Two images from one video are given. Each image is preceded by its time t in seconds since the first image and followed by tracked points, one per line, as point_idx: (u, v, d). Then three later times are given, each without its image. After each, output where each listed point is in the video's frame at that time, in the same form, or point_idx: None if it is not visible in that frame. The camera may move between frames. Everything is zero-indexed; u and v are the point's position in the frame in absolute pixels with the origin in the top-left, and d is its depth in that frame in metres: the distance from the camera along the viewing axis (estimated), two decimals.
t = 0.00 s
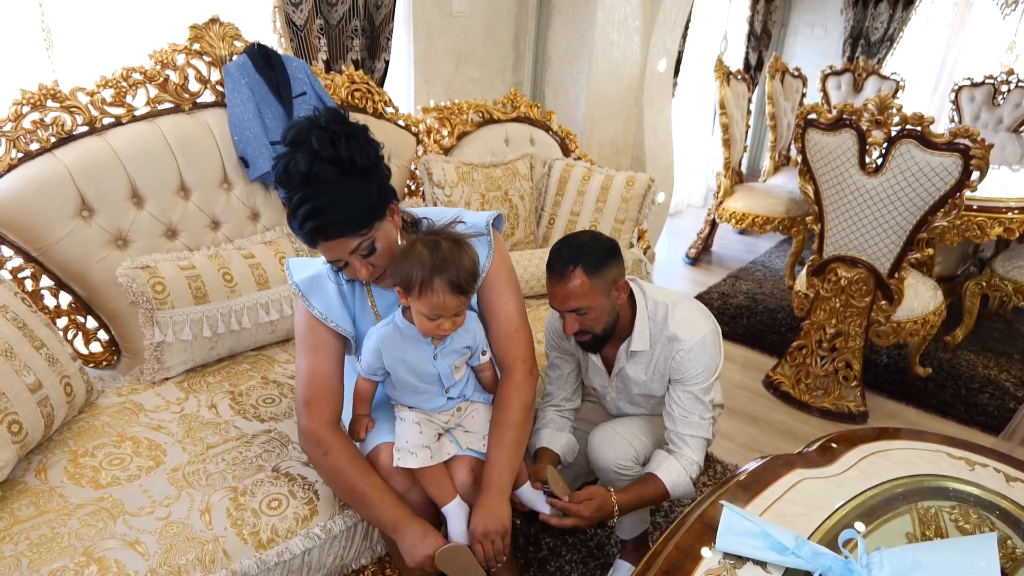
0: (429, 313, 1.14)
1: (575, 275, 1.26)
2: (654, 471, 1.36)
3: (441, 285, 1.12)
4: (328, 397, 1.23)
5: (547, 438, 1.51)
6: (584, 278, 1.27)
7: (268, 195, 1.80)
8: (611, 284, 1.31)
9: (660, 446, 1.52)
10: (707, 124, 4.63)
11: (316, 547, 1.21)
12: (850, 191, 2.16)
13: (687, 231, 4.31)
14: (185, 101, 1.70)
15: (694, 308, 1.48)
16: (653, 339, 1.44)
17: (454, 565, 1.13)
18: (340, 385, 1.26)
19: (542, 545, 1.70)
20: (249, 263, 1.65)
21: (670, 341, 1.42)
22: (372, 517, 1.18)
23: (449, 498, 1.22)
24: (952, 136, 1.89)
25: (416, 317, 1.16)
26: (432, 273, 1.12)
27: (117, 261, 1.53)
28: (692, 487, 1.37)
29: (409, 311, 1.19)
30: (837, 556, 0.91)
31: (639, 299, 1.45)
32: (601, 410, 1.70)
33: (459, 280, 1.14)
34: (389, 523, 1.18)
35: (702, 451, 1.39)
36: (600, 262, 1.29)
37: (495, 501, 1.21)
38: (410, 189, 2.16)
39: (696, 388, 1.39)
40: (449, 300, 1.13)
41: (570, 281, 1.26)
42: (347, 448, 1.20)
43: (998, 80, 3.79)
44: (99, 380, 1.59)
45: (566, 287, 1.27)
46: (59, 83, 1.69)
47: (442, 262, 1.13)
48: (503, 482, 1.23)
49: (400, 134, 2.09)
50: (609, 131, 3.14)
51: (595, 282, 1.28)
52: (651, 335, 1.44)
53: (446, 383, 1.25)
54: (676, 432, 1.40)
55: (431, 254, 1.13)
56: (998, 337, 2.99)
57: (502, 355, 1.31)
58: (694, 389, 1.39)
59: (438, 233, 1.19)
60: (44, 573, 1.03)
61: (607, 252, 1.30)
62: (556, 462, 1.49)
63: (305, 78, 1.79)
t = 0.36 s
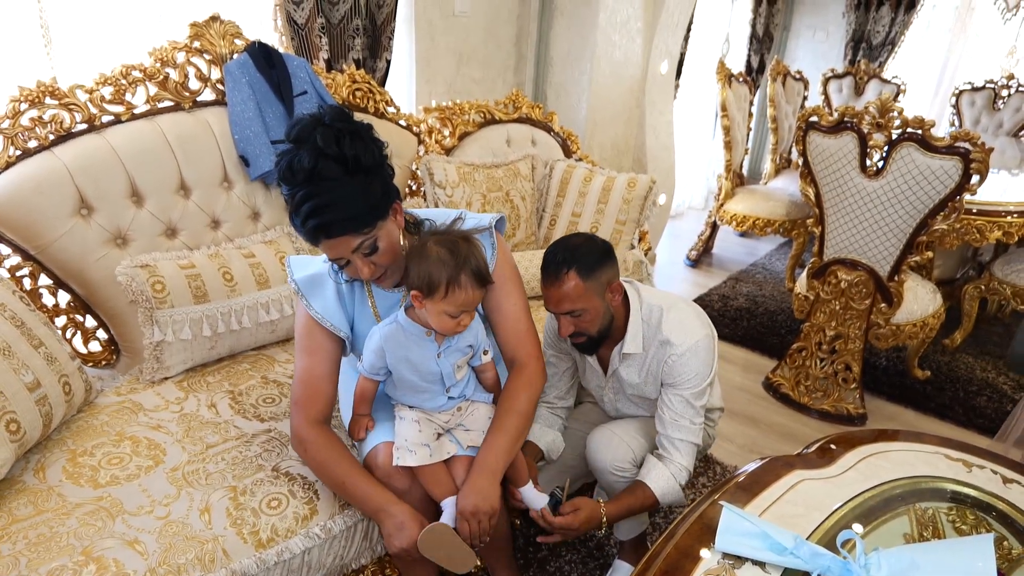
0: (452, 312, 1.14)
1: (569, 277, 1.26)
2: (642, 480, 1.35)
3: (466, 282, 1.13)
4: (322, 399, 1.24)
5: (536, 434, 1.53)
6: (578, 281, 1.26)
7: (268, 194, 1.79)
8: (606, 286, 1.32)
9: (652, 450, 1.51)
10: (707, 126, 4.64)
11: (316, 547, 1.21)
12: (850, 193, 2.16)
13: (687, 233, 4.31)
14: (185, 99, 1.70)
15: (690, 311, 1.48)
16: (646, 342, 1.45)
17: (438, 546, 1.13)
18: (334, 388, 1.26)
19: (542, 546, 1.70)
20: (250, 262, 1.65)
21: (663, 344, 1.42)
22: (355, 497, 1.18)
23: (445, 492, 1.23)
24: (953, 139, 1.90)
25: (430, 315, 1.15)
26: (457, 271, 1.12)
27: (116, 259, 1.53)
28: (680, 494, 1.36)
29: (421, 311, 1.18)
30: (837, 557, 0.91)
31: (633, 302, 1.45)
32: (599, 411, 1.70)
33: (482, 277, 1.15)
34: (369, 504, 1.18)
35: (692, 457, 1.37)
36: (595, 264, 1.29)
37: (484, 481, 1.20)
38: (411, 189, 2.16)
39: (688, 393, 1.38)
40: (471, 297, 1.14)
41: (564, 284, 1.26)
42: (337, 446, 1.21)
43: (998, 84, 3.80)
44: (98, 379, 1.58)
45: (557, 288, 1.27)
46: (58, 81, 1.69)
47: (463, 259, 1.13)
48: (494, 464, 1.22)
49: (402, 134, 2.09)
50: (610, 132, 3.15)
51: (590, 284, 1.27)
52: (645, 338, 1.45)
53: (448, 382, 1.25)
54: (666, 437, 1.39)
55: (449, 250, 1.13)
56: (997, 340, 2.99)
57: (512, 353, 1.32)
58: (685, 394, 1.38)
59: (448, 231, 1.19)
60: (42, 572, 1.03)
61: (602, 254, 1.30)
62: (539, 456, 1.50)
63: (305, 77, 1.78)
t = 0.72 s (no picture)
0: (452, 303, 1.14)
1: (573, 280, 1.26)
2: (640, 482, 1.35)
3: (464, 271, 1.13)
4: (311, 391, 1.25)
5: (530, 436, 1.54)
6: (582, 283, 1.26)
7: (268, 196, 1.80)
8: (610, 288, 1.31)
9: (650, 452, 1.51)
10: (707, 126, 4.63)
11: (316, 548, 1.21)
12: (850, 192, 2.16)
13: (687, 233, 4.31)
14: (185, 100, 1.70)
15: (688, 312, 1.48)
16: (645, 344, 1.45)
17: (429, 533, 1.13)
18: (323, 384, 1.27)
19: (542, 546, 1.70)
20: (249, 263, 1.65)
21: (662, 346, 1.42)
22: (347, 481, 1.19)
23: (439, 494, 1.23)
24: (953, 138, 1.90)
25: (431, 309, 1.15)
26: (452, 261, 1.13)
27: (116, 261, 1.53)
28: (679, 497, 1.35)
29: (421, 305, 1.17)
30: (837, 557, 0.91)
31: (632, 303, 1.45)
32: (598, 413, 1.70)
33: (480, 265, 1.15)
34: (358, 491, 1.19)
35: (691, 458, 1.37)
36: (599, 266, 1.28)
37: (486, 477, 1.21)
38: (410, 190, 2.16)
39: (687, 393, 1.38)
40: (471, 287, 1.14)
41: (568, 287, 1.26)
42: (322, 439, 1.22)
43: (998, 83, 3.80)
44: (98, 380, 1.58)
45: (559, 291, 1.27)
46: (58, 83, 1.69)
47: (460, 249, 1.14)
48: (497, 461, 1.22)
49: (401, 135, 2.09)
50: (610, 132, 3.15)
51: (595, 287, 1.27)
52: (644, 339, 1.45)
53: (446, 379, 1.24)
54: (665, 439, 1.38)
55: (445, 242, 1.14)
56: (998, 339, 2.99)
57: (512, 350, 1.31)
58: (684, 395, 1.39)
59: (447, 226, 1.19)
60: (42, 573, 1.03)
61: (605, 257, 1.30)
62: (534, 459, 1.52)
63: (304, 78, 1.79)
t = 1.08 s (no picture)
0: (414, 285, 1.14)
1: (579, 284, 1.26)
2: (634, 481, 1.35)
3: (425, 251, 1.13)
4: (320, 387, 1.25)
5: (537, 435, 1.53)
6: (587, 288, 1.26)
7: (267, 195, 1.80)
8: (613, 292, 1.30)
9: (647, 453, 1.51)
10: (708, 127, 4.63)
11: (314, 547, 1.21)
12: (851, 194, 2.16)
13: (687, 234, 4.31)
14: (186, 100, 1.70)
15: (691, 317, 1.48)
16: (648, 347, 1.44)
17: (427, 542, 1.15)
18: (331, 377, 1.27)
19: (539, 548, 1.70)
20: (249, 262, 1.65)
21: (664, 350, 1.42)
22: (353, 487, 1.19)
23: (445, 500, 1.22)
24: (955, 140, 1.90)
25: (405, 294, 1.16)
26: (413, 242, 1.14)
27: (116, 259, 1.53)
28: (671, 498, 1.36)
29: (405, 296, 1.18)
30: (837, 560, 0.90)
31: (636, 307, 1.45)
32: (597, 414, 1.70)
33: (442, 245, 1.14)
34: (368, 504, 1.18)
35: (686, 463, 1.38)
36: (605, 272, 1.28)
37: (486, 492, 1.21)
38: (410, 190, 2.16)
39: (687, 399, 1.38)
40: (432, 267, 1.13)
41: (573, 291, 1.26)
42: (336, 437, 1.22)
43: (1000, 84, 3.80)
44: (98, 378, 1.58)
45: (567, 296, 1.27)
46: (59, 81, 1.70)
47: (430, 234, 1.14)
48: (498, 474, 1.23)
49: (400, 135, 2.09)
50: (610, 133, 3.15)
51: (602, 293, 1.27)
52: (646, 343, 1.44)
53: (444, 380, 1.24)
54: (662, 441, 1.38)
55: (418, 229, 1.16)
56: (999, 342, 2.98)
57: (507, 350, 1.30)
58: (684, 400, 1.39)
59: (432, 219, 1.19)
60: (42, 570, 1.03)
61: (612, 261, 1.30)
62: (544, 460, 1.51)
63: (305, 78, 1.78)
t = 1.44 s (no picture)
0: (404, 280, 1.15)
1: (576, 278, 1.26)
2: (635, 474, 1.37)
3: (416, 250, 1.13)
4: (317, 391, 1.25)
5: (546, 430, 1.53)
6: (584, 282, 1.26)
7: (270, 195, 1.80)
8: (611, 289, 1.30)
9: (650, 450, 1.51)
10: (710, 127, 4.63)
11: (316, 547, 1.21)
12: (854, 193, 2.15)
13: (689, 233, 4.31)
14: (188, 99, 1.70)
15: (693, 313, 1.48)
16: (648, 341, 1.44)
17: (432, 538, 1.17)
18: (330, 379, 1.27)
19: (542, 547, 1.70)
20: (251, 261, 1.65)
21: (664, 345, 1.41)
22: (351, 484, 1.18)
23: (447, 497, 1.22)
24: (958, 139, 1.89)
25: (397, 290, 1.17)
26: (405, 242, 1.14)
27: (119, 259, 1.53)
28: (674, 495, 1.37)
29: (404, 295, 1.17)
30: (838, 560, 0.90)
31: (637, 300, 1.45)
32: (600, 412, 1.70)
33: (434, 244, 1.14)
34: (368, 507, 1.18)
35: (692, 460, 1.38)
36: (603, 266, 1.28)
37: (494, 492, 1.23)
38: (412, 189, 2.16)
39: (689, 395, 1.38)
40: (421, 264, 1.13)
41: (570, 285, 1.26)
42: (333, 440, 1.22)
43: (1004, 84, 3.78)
44: (101, 378, 1.59)
45: (562, 289, 1.27)
46: (62, 81, 1.70)
47: (424, 233, 1.15)
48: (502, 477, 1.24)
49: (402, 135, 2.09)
50: (612, 133, 3.14)
51: (598, 287, 1.27)
52: (647, 338, 1.44)
53: (445, 380, 1.24)
54: (667, 439, 1.39)
55: (418, 230, 1.17)
56: (1002, 342, 2.98)
57: (518, 353, 1.31)
58: (687, 397, 1.38)
59: (434, 222, 1.20)
60: (44, 570, 1.03)
61: (610, 256, 1.30)
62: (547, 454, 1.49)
63: (307, 77, 1.78)
